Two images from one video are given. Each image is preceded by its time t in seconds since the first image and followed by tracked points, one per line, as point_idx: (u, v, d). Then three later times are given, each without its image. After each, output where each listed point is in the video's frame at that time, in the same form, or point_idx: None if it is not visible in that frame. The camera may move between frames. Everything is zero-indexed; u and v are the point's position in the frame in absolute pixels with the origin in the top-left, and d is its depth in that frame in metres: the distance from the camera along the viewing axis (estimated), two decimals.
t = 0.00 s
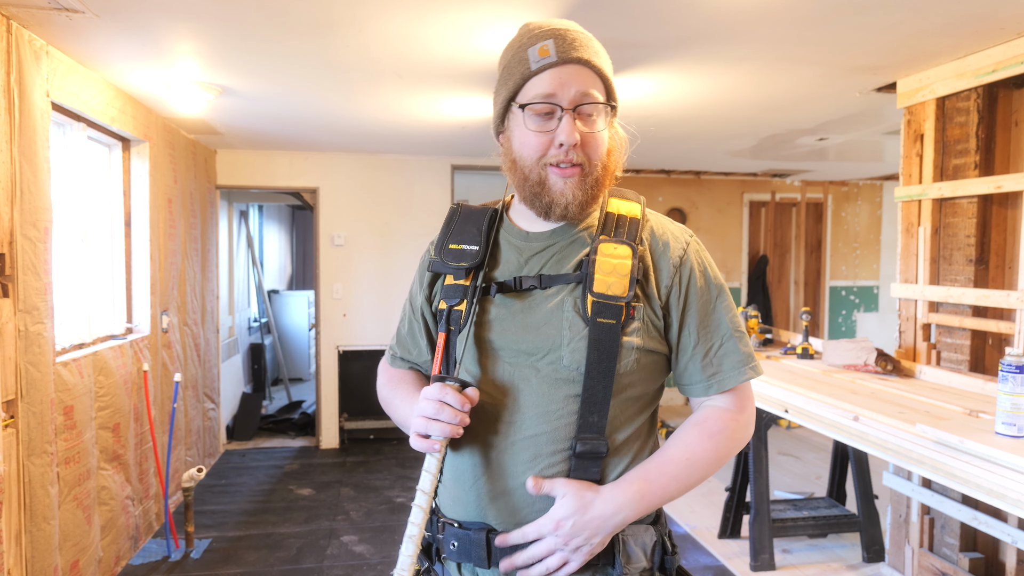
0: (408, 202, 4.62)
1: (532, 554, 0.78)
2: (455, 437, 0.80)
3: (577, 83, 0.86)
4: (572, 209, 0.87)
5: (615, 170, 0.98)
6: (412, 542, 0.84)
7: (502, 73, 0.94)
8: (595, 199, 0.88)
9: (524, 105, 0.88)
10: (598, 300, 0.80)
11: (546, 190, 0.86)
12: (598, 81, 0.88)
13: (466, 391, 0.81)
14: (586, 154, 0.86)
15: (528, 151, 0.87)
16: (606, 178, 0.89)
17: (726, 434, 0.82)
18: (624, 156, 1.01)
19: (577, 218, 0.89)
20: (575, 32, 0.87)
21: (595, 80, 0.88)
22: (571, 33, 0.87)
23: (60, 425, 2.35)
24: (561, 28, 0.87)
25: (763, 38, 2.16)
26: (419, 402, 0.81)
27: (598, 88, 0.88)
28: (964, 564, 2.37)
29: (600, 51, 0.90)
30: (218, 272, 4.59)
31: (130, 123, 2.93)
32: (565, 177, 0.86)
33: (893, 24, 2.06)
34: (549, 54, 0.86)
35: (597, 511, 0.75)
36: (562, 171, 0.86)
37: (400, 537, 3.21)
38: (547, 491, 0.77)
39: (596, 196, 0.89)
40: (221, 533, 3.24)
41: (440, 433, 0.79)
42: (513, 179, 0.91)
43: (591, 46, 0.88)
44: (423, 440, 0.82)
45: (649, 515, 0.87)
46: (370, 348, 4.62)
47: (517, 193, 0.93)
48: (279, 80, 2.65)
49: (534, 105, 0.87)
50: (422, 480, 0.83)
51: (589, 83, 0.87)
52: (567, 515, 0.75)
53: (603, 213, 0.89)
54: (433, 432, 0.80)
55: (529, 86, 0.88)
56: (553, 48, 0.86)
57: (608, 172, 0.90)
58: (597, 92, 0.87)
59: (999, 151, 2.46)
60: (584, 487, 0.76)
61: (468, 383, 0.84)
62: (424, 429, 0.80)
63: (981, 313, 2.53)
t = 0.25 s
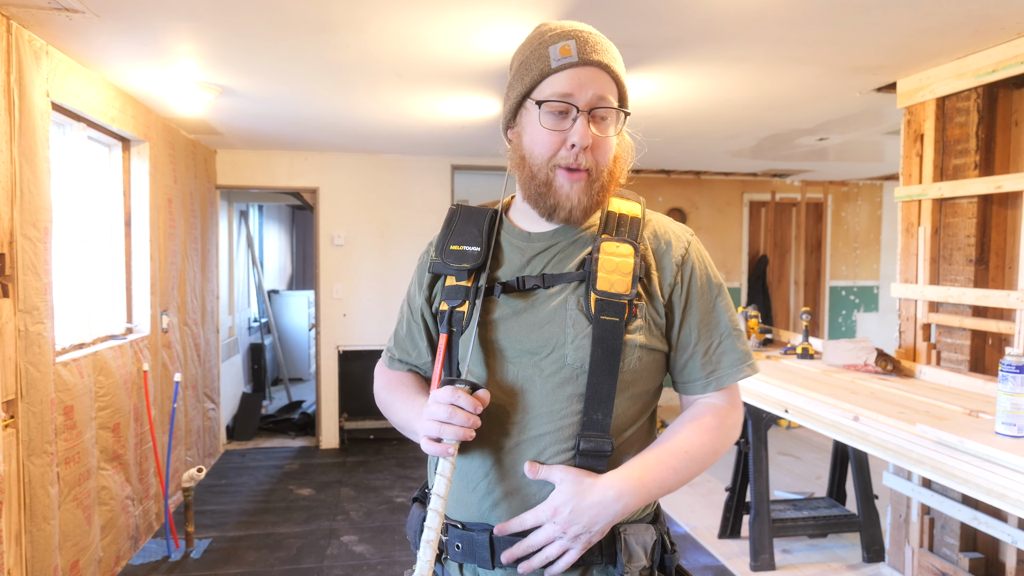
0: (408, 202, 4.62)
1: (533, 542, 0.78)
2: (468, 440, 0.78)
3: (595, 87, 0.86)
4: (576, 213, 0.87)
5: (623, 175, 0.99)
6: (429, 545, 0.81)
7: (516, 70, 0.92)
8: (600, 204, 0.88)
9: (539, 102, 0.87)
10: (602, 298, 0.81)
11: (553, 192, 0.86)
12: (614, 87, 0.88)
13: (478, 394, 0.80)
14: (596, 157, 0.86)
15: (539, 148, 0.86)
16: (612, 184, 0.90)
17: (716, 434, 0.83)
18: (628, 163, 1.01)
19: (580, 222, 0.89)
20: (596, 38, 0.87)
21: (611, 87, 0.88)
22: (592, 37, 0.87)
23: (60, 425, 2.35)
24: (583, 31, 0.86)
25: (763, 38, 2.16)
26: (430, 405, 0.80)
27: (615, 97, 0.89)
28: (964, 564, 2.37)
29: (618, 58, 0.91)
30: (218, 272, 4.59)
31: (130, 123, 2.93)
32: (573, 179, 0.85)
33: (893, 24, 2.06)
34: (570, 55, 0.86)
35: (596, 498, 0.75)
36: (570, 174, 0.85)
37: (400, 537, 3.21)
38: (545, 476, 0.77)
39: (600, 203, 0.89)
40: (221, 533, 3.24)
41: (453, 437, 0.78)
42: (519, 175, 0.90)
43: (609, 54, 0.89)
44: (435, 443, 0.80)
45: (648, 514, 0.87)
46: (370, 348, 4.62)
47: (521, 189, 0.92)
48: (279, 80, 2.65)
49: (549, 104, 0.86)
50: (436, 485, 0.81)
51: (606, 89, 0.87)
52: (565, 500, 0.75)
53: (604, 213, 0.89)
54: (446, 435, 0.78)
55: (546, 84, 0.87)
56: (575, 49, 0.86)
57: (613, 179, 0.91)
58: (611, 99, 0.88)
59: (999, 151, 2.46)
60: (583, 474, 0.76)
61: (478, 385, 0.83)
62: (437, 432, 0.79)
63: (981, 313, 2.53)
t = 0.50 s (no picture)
0: (408, 202, 4.62)
1: (535, 542, 0.78)
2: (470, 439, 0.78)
3: (597, 93, 0.86)
4: (579, 218, 0.87)
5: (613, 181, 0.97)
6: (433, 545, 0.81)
7: (515, 73, 0.92)
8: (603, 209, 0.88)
9: (541, 108, 0.87)
10: (603, 296, 0.81)
11: (555, 197, 0.86)
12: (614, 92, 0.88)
13: (480, 392, 0.80)
14: (600, 162, 0.86)
15: (540, 154, 0.86)
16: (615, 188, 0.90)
17: (716, 432, 0.83)
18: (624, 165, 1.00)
19: (582, 225, 0.89)
20: (596, 44, 0.87)
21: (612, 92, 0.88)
22: (591, 44, 0.87)
23: (60, 425, 2.35)
24: (583, 34, 0.86)
25: (763, 38, 2.16)
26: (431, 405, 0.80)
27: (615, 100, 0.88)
28: (964, 564, 2.37)
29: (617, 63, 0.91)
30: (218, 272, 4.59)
31: (130, 123, 2.93)
32: (576, 185, 0.85)
33: (893, 24, 2.06)
34: (570, 59, 0.86)
35: (597, 495, 0.75)
36: (573, 180, 0.85)
37: (400, 537, 3.21)
38: (546, 475, 0.77)
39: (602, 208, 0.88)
40: (221, 533, 3.24)
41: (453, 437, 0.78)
42: (521, 181, 0.90)
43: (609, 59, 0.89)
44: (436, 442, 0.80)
45: (648, 511, 0.87)
46: (370, 348, 4.62)
47: (523, 195, 0.91)
48: (279, 80, 2.65)
49: (550, 109, 0.86)
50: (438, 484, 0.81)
51: (606, 92, 0.86)
52: (566, 498, 0.75)
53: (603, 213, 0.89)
54: (447, 434, 0.78)
55: (547, 89, 0.87)
56: (575, 53, 0.86)
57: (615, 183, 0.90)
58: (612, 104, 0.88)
59: (999, 151, 2.46)
60: (584, 472, 0.76)
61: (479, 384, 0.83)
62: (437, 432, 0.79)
63: (981, 313, 2.53)
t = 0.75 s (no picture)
0: (408, 202, 4.62)
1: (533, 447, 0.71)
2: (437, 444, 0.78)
3: (495, 86, 0.84)
4: (497, 211, 0.86)
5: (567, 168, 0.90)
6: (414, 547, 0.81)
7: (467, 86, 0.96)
8: (528, 200, 0.84)
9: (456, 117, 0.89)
10: (582, 291, 0.81)
11: (478, 195, 0.87)
12: (520, 79, 0.83)
13: (456, 395, 0.79)
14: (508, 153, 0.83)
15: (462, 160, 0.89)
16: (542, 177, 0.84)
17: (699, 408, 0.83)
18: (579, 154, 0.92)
19: (508, 217, 0.87)
20: (496, 37, 0.85)
21: (517, 79, 0.83)
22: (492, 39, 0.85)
23: (60, 425, 2.35)
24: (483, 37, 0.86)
25: (762, 38, 2.16)
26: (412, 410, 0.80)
27: (523, 87, 0.83)
28: (964, 564, 2.37)
29: (534, 48, 0.86)
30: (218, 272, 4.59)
31: (130, 123, 2.93)
32: (491, 180, 0.84)
33: (893, 24, 2.06)
34: (468, 64, 0.87)
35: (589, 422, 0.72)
36: (489, 175, 0.85)
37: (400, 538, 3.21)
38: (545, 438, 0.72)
39: (525, 196, 0.84)
40: (221, 533, 3.24)
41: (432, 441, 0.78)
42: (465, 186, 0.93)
43: (519, 45, 0.85)
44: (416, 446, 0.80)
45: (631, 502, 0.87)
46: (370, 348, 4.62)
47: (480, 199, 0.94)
48: (279, 80, 2.65)
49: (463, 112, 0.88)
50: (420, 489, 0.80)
51: (507, 83, 0.83)
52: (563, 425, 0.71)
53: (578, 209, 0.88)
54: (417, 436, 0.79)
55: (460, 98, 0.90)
56: (472, 57, 0.87)
57: (545, 170, 0.84)
58: (519, 90, 0.83)
59: (999, 151, 2.46)
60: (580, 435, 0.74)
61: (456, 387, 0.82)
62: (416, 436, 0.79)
63: (981, 313, 2.53)
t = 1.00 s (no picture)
0: (408, 202, 4.62)
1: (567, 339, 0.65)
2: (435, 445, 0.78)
3: (508, 76, 0.86)
4: (512, 200, 0.86)
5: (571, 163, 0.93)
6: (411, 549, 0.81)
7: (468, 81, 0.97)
8: (540, 186, 0.85)
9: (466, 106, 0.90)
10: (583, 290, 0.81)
11: (490, 183, 0.87)
12: (533, 70, 0.86)
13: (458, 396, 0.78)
14: (523, 139, 0.84)
15: (473, 147, 0.88)
16: (552, 164, 0.86)
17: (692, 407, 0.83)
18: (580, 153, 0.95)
19: (521, 206, 0.87)
20: (507, 31, 0.88)
21: (528, 69, 0.86)
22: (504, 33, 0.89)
23: (60, 425, 2.34)
24: (496, 31, 0.89)
25: (762, 38, 2.16)
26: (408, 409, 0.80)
27: (536, 76, 0.86)
28: (964, 564, 2.37)
29: (542, 44, 0.89)
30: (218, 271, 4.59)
31: (130, 124, 2.93)
32: (504, 166, 0.84)
33: (893, 24, 2.06)
34: (481, 55, 0.89)
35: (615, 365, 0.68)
36: (500, 162, 0.84)
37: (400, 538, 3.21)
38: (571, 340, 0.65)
39: (539, 184, 0.85)
40: (221, 533, 3.24)
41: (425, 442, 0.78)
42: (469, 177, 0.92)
43: (531, 39, 0.88)
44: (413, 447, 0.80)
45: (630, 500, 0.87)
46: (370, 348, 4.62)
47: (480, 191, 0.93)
48: (279, 80, 2.65)
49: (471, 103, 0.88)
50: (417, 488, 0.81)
51: (520, 72, 0.86)
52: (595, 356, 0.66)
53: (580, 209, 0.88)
54: (415, 437, 0.78)
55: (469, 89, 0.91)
56: (485, 49, 0.89)
57: (556, 159, 0.86)
58: (532, 79, 0.86)
59: (999, 151, 2.46)
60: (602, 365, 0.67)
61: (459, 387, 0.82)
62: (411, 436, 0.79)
63: (981, 313, 2.53)
